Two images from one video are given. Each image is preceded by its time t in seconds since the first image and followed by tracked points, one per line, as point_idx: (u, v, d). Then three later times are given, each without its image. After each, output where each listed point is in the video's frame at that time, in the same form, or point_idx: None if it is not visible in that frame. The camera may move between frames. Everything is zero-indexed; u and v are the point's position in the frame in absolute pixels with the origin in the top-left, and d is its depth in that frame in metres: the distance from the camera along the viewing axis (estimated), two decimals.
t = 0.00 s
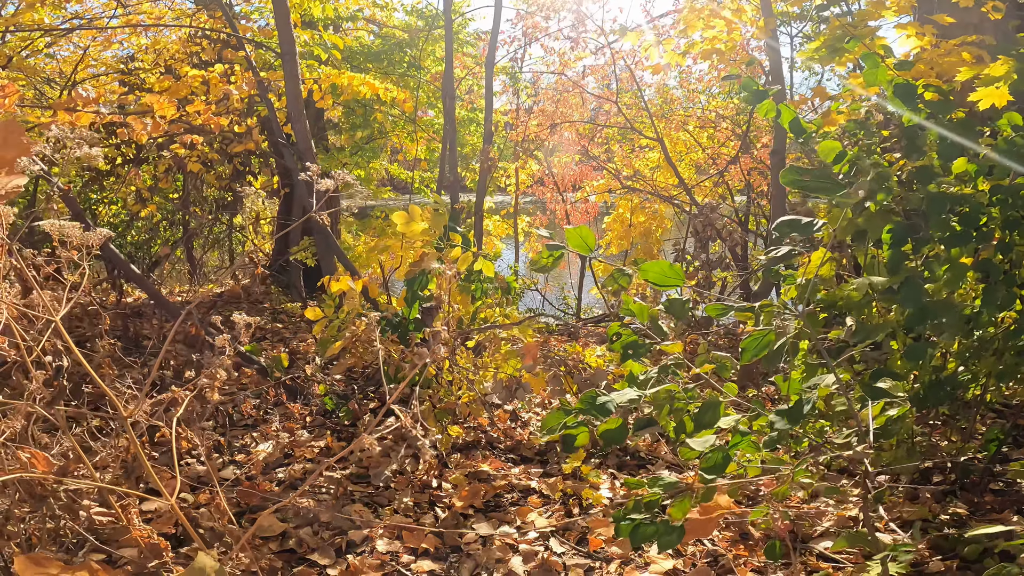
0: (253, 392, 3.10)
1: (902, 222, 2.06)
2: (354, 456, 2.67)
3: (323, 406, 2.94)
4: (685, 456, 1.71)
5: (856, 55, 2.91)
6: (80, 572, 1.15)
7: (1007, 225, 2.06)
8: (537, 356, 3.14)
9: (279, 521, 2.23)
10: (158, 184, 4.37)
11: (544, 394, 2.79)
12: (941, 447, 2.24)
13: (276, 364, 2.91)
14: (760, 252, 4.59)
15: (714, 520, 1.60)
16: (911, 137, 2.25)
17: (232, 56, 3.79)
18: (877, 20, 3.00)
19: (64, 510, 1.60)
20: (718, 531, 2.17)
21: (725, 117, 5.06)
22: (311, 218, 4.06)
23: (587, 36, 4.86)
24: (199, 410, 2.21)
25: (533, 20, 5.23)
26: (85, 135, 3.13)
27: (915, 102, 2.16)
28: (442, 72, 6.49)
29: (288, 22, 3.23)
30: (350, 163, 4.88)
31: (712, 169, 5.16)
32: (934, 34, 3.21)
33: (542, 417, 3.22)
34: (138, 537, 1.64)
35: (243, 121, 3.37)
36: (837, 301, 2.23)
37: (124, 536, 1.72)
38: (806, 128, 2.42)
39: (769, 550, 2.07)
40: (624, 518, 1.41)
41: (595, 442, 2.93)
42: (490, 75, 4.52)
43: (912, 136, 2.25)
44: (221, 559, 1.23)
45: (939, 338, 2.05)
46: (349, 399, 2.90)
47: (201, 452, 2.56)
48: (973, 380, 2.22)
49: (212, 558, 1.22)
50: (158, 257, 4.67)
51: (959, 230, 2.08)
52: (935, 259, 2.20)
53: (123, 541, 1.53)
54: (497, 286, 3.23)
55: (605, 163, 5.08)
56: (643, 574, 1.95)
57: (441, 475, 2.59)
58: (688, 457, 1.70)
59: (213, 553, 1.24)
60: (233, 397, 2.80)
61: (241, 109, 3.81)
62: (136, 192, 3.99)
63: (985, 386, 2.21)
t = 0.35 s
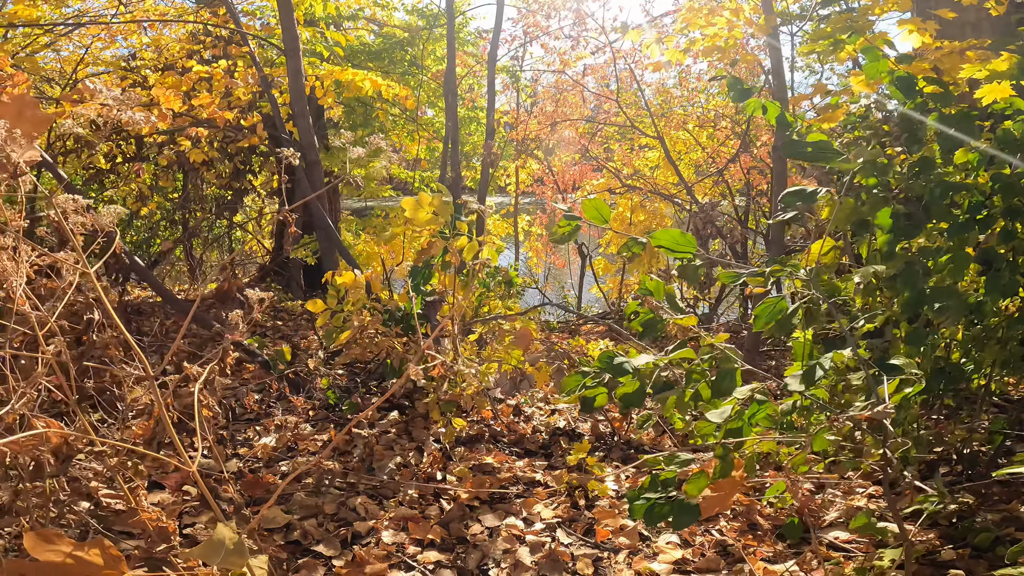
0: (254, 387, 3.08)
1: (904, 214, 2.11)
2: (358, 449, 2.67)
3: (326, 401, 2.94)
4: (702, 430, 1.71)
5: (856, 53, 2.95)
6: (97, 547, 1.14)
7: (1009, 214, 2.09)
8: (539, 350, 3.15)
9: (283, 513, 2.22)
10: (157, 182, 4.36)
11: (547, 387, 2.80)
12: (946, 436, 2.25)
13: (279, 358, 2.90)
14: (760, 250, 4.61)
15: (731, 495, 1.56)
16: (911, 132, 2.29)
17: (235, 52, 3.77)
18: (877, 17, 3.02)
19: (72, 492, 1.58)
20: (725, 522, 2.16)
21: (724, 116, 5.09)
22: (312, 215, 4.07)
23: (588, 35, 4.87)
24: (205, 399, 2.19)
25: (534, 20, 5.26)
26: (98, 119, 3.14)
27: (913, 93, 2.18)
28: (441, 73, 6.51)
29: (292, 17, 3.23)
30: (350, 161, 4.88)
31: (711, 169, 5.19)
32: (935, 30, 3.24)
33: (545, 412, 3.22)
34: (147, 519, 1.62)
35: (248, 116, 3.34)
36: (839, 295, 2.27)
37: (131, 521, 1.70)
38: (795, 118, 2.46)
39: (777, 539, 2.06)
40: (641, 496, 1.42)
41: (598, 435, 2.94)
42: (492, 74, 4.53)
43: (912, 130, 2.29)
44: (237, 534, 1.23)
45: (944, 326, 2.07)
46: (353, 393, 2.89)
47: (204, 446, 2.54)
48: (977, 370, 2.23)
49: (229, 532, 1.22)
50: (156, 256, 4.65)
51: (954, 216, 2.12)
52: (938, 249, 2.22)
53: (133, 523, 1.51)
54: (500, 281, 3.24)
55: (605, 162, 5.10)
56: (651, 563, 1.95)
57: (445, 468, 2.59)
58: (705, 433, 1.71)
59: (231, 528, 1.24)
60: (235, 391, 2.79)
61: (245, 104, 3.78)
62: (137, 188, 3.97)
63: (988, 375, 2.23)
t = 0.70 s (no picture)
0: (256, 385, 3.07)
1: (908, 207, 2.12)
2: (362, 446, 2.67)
3: (329, 398, 2.93)
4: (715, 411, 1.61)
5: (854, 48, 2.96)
6: (108, 531, 1.14)
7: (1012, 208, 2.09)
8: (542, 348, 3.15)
9: (287, 509, 2.20)
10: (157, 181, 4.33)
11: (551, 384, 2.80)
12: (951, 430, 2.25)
13: (282, 356, 2.89)
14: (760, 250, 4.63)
15: (745, 481, 1.58)
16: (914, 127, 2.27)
17: (238, 51, 3.75)
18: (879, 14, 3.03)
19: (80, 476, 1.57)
20: (733, 516, 2.15)
21: (723, 117, 5.11)
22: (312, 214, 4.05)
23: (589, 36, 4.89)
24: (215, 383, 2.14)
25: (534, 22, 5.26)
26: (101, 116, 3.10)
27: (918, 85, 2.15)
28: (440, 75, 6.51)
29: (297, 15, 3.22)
30: (352, 161, 4.89)
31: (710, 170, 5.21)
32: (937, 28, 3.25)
33: (547, 409, 3.22)
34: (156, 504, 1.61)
35: (255, 114, 3.30)
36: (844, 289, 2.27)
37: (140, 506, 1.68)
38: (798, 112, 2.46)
39: (785, 534, 2.05)
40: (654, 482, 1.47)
41: (601, 432, 2.95)
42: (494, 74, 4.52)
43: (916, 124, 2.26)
44: (253, 514, 1.25)
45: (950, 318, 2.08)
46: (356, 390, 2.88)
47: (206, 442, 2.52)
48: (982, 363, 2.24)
49: (245, 511, 1.24)
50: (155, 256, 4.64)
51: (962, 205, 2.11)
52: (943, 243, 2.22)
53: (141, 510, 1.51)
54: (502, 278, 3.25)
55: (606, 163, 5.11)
56: (659, 557, 1.94)
57: (449, 464, 2.57)
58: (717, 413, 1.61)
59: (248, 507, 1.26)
60: (239, 388, 2.78)
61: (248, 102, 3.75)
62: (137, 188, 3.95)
63: (992, 369, 2.23)
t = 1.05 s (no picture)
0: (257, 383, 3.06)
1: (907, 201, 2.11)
2: (364, 444, 2.66)
3: (330, 397, 2.93)
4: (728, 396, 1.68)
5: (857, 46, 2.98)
6: (125, 514, 1.17)
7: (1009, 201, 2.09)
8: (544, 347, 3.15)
9: (290, 506, 2.18)
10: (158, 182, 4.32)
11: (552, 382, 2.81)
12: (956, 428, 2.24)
13: (284, 355, 2.88)
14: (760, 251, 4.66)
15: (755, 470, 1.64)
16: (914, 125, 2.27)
17: (240, 51, 3.74)
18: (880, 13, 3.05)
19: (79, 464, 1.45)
20: (738, 512, 2.14)
21: (723, 120, 5.14)
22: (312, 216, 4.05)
23: (589, 40, 4.90)
24: (223, 370, 2.12)
25: (535, 24, 5.29)
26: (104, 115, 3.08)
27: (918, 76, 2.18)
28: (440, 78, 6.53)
29: (299, 15, 3.23)
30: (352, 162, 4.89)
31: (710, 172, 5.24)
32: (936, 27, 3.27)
33: (549, 408, 3.23)
34: (160, 494, 1.56)
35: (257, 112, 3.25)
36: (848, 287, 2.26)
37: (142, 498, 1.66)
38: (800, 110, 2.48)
39: (792, 529, 2.04)
40: (667, 468, 1.55)
41: (604, 430, 2.95)
42: (496, 76, 4.54)
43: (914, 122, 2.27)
44: (269, 492, 1.25)
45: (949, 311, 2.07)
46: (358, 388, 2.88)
47: (208, 440, 2.50)
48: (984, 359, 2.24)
49: (261, 489, 1.23)
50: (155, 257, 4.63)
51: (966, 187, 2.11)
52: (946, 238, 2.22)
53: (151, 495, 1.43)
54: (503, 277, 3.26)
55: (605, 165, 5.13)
56: (666, 551, 1.92)
57: (452, 462, 2.57)
58: (731, 396, 1.69)
59: (263, 486, 1.26)
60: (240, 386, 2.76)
61: (251, 102, 3.73)
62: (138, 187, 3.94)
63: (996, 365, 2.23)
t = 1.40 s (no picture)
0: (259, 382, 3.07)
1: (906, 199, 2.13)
2: (367, 442, 2.67)
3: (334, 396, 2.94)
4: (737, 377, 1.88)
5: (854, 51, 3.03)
6: (148, 495, 1.15)
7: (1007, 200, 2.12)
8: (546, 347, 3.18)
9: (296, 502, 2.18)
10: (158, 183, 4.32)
11: (554, 381, 2.83)
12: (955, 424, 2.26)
13: (288, 354, 2.89)
14: (757, 253, 4.70)
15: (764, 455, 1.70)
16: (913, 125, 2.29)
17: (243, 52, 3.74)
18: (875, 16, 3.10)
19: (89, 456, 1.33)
20: (742, 507, 2.16)
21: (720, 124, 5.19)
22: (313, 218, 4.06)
23: (588, 43, 4.94)
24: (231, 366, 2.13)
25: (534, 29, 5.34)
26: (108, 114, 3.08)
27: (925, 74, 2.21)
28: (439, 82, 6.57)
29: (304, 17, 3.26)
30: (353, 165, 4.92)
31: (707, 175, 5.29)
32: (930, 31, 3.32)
33: (551, 408, 3.25)
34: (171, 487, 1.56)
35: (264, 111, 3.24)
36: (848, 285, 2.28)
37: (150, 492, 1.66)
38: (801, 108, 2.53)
39: (797, 524, 2.06)
40: (676, 453, 1.69)
41: (605, 429, 2.98)
42: (497, 79, 4.57)
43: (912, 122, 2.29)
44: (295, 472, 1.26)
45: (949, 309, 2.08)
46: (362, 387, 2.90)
47: (213, 438, 2.51)
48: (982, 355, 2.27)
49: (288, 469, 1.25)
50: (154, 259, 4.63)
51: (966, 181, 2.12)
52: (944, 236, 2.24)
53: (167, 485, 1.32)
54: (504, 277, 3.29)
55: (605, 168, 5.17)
56: (671, 546, 1.93)
57: (456, 460, 2.58)
58: (739, 380, 1.90)
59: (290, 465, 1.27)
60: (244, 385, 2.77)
61: (255, 102, 3.73)
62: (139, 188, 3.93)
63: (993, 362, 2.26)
